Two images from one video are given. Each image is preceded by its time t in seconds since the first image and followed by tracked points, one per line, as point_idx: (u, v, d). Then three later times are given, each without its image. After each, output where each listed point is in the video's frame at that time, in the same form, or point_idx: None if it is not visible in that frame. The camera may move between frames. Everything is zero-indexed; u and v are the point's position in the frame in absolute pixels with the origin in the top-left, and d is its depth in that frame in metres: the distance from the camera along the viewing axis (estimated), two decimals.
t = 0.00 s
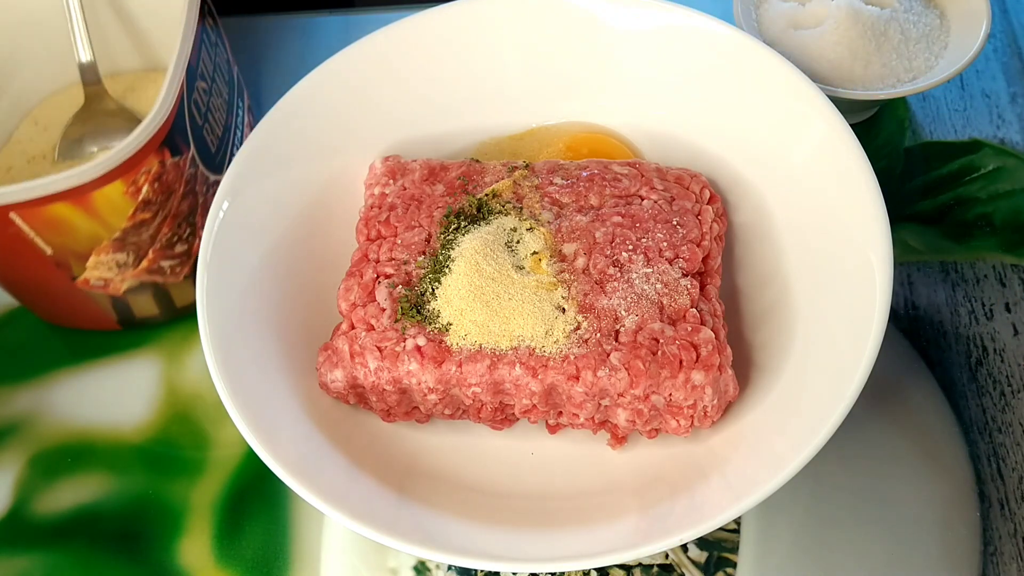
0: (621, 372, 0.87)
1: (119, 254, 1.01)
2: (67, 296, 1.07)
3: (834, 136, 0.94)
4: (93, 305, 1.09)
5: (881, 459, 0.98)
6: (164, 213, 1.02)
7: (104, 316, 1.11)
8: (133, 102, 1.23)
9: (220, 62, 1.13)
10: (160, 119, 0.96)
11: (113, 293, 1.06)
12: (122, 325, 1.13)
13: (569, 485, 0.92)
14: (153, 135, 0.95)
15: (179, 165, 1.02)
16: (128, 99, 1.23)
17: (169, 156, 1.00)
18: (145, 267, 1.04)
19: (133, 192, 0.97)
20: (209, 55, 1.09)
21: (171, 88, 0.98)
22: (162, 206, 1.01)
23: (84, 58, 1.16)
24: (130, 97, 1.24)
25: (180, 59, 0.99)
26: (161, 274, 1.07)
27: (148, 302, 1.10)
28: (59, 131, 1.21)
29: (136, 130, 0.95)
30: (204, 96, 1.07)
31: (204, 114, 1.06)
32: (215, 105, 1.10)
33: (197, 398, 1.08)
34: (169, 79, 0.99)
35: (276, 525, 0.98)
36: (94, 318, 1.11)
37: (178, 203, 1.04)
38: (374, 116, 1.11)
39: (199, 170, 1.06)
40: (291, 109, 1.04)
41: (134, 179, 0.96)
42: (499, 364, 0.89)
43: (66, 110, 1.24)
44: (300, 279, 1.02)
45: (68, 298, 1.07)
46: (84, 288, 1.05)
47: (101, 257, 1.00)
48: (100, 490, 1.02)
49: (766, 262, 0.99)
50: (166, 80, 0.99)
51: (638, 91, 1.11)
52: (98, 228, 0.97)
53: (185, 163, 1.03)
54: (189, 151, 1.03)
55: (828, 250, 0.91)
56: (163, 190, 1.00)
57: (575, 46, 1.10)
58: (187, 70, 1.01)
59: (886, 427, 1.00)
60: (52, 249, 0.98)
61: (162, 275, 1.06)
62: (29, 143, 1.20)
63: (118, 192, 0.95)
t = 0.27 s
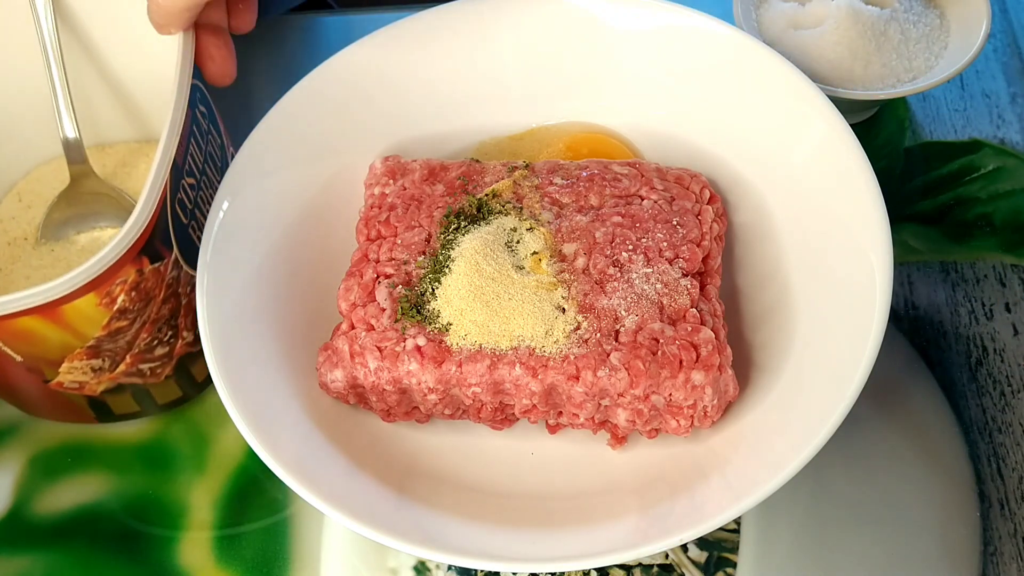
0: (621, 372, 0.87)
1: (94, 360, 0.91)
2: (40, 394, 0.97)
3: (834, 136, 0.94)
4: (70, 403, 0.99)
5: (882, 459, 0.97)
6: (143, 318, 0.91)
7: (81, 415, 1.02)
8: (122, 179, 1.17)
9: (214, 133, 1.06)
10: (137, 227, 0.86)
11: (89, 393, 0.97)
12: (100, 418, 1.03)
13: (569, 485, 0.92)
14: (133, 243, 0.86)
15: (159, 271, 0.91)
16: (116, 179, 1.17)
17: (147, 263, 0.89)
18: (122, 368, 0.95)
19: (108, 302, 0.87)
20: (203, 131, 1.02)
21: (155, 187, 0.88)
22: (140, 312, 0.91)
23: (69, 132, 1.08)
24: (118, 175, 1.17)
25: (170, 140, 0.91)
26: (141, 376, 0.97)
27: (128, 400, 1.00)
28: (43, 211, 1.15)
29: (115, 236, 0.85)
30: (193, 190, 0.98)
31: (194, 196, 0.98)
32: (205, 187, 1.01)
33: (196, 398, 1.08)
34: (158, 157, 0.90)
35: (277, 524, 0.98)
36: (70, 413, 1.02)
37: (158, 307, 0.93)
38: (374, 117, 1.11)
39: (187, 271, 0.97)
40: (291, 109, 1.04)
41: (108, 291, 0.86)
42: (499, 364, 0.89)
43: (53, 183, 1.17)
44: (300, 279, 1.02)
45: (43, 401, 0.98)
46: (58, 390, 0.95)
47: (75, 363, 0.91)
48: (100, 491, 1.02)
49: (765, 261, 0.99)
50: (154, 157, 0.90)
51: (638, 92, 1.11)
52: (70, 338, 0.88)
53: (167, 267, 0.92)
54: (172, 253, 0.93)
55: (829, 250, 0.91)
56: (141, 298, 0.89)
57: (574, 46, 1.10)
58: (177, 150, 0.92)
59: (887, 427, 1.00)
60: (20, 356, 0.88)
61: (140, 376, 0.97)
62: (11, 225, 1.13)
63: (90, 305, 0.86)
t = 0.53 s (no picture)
0: (621, 372, 0.87)
1: (96, 381, 0.91)
2: (41, 414, 0.96)
3: (834, 136, 0.94)
4: (71, 424, 0.98)
5: (882, 459, 0.97)
6: (144, 341, 0.91)
7: (84, 434, 1.01)
8: (129, 194, 1.16)
9: (221, 154, 1.06)
10: (142, 251, 0.86)
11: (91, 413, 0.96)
12: (101, 437, 1.02)
13: (569, 485, 0.92)
14: (135, 268, 0.85)
15: (162, 294, 0.90)
16: (124, 193, 1.17)
17: (152, 286, 0.89)
18: (124, 390, 0.94)
19: (109, 326, 0.87)
20: (210, 151, 1.02)
21: (160, 211, 0.88)
22: (142, 335, 0.90)
23: (75, 147, 1.07)
24: (126, 190, 1.17)
25: (177, 163, 0.91)
26: (143, 397, 0.96)
27: (129, 420, 0.99)
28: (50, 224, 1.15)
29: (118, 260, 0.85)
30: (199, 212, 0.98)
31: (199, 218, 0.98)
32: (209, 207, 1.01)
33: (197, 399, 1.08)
34: (163, 180, 0.89)
35: (277, 524, 0.98)
36: (71, 433, 1.01)
37: (161, 329, 0.92)
38: (374, 117, 1.11)
39: (191, 293, 0.96)
40: (291, 109, 1.04)
41: (110, 315, 0.86)
42: (499, 364, 0.89)
43: (60, 197, 1.18)
44: (300, 279, 1.02)
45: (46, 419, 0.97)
46: (60, 409, 0.94)
47: (76, 384, 0.90)
48: (101, 491, 1.02)
49: (765, 261, 0.99)
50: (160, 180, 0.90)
51: (638, 91, 1.11)
52: (72, 360, 0.88)
53: (172, 290, 0.92)
54: (177, 276, 0.92)
55: (829, 250, 0.91)
56: (143, 321, 0.89)
57: (574, 46, 1.10)
58: (184, 172, 0.92)
59: (888, 427, 1.00)
60: (22, 376, 0.88)
61: (142, 398, 0.96)
62: (16, 238, 1.14)
63: (92, 328, 0.85)
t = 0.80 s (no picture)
0: (621, 372, 0.87)
1: (95, 381, 0.91)
2: (41, 412, 0.96)
3: (834, 136, 0.94)
4: (71, 423, 0.98)
5: (882, 459, 0.97)
6: (144, 342, 0.91)
7: (83, 432, 1.01)
8: (134, 194, 1.17)
9: (225, 154, 1.06)
10: (143, 252, 0.86)
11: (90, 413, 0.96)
12: (101, 436, 1.02)
13: (569, 484, 0.92)
14: (135, 270, 0.85)
15: (162, 296, 0.90)
16: (129, 192, 1.17)
17: (151, 288, 0.89)
18: (123, 390, 0.94)
19: (109, 327, 0.87)
20: (214, 152, 1.02)
21: (161, 213, 0.88)
22: (142, 336, 0.90)
23: (81, 145, 1.08)
24: (131, 189, 1.17)
25: (179, 164, 0.91)
26: (142, 398, 0.96)
27: (129, 420, 0.99)
28: (54, 221, 1.15)
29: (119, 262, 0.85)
30: (203, 213, 0.98)
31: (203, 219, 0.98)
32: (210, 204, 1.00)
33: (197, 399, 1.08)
34: (165, 181, 0.90)
35: (276, 524, 0.98)
36: (71, 432, 1.01)
37: (161, 330, 0.92)
38: (374, 117, 1.11)
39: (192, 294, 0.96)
40: (291, 109, 1.04)
41: (110, 316, 0.86)
42: (499, 364, 0.89)
43: (65, 193, 1.18)
44: (300, 280, 1.02)
45: (46, 418, 0.97)
46: (60, 408, 0.94)
47: (75, 383, 0.90)
48: (101, 491, 1.02)
49: (766, 261, 0.99)
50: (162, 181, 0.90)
51: (638, 91, 1.11)
52: (70, 360, 0.87)
53: (172, 291, 0.92)
54: (178, 278, 0.92)
55: (828, 250, 0.91)
56: (143, 322, 0.89)
57: (575, 46, 1.10)
58: (187, 174, 0.92)
59: (887, 427, 1.00)
60: (21, 374, 0.88)
61: (141, 398, 0.96)
62: (21, 235, 1.14)
63: (91, 329, 0.85)
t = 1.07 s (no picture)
0: (621, 372, 0.87)
1: (94, 381, 0.91)
2: (41, 412, 0.96)
3: (834, 136, 0.94)
4: (71, 423, 0.98)
5: (882, 459, 0.97)
6: (144, 342, 0.91)
7: (82, 432, 1.01)
8: (135, 194, 1.17)
9: (225, 154, 1.06)
10: (142, 253, 0.86)
11: (90, 413, 0.96)
12: (101, 436, 1.02)
13: (569, 484, 0.92)
14: (135, 270, 0.85)
15: (162, 296, 0.90)
16: (129, 192, 1.17)
17: (151, 288, 0.89)
18: (123, 390, 0.94)
19: (109, 327, 0.87)
20: (214, 153, 1.02)
21: (161, 213, 0.88)
22: (142, 336, 0.90)
23: (81, 145, 1.08)
24: (131, 189, 1.17)
25: (179, 164, 0.91)
26: (142, 398, 0.96)
27: (128, 420, 0.99)
28: (54, 221, 1.15)
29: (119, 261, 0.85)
30: (203, 213, 0.98)
31: (203, 219, 0.98)
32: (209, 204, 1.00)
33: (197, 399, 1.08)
34: (164, 182, 0.89)
35: (277, 524, 0.98)
36: (72, 432, 1.01)
37: (161, 330, 0.92)
38: (375, 117, 1.11)
39: (192, 294, 0.96)
40: (291, 108, 1.04)
41: (110, 316, 0.86)
42: (499, 364, 0.89)
43: (65, 193, 1.18)
44: (300, 280, 1.02)
45: (46, 417, 0.97)
46: (59, 408, 0.94)
47: (75, 383, 0.90)
48: (101, 491, 1.02)
49: (766, 261, 0.99)
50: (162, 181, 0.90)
51: (638, 91, 1.11)
52: (70, 360, 0.87)
53: (172, 292, 0.92)
54: (178, 278, 0.92)
55: (829, 250, 0.91)
56: (143, 323, 0.89)
57: (575, 46, 1.10)
58: (187, 174, 0.92)
59: (888, 427, 1.00)
60: (20, 374, 0.88)
61: (141, 398, 0.95)
62: (21, 235, 1.14)
63: (91, 329, 0.85)
